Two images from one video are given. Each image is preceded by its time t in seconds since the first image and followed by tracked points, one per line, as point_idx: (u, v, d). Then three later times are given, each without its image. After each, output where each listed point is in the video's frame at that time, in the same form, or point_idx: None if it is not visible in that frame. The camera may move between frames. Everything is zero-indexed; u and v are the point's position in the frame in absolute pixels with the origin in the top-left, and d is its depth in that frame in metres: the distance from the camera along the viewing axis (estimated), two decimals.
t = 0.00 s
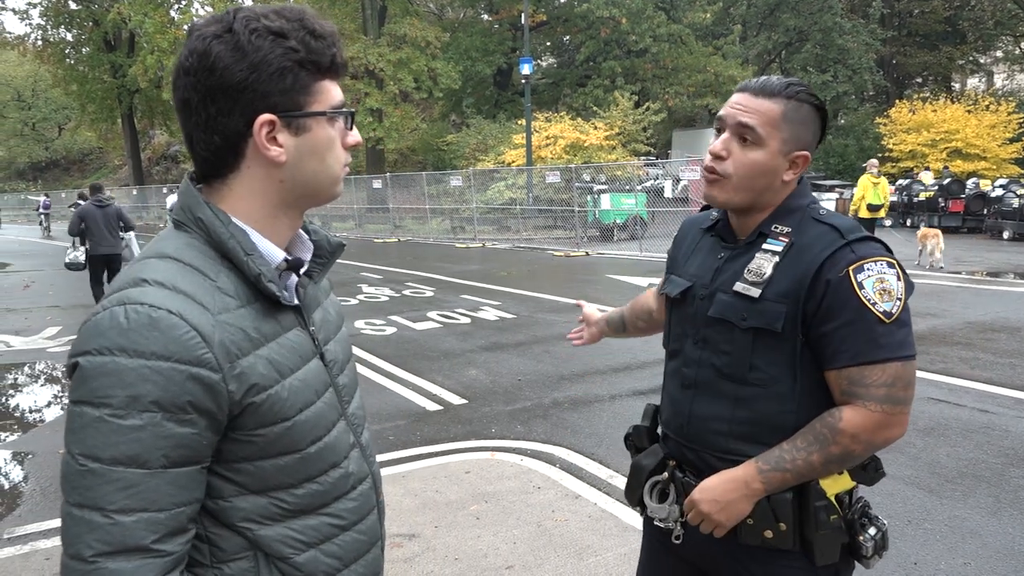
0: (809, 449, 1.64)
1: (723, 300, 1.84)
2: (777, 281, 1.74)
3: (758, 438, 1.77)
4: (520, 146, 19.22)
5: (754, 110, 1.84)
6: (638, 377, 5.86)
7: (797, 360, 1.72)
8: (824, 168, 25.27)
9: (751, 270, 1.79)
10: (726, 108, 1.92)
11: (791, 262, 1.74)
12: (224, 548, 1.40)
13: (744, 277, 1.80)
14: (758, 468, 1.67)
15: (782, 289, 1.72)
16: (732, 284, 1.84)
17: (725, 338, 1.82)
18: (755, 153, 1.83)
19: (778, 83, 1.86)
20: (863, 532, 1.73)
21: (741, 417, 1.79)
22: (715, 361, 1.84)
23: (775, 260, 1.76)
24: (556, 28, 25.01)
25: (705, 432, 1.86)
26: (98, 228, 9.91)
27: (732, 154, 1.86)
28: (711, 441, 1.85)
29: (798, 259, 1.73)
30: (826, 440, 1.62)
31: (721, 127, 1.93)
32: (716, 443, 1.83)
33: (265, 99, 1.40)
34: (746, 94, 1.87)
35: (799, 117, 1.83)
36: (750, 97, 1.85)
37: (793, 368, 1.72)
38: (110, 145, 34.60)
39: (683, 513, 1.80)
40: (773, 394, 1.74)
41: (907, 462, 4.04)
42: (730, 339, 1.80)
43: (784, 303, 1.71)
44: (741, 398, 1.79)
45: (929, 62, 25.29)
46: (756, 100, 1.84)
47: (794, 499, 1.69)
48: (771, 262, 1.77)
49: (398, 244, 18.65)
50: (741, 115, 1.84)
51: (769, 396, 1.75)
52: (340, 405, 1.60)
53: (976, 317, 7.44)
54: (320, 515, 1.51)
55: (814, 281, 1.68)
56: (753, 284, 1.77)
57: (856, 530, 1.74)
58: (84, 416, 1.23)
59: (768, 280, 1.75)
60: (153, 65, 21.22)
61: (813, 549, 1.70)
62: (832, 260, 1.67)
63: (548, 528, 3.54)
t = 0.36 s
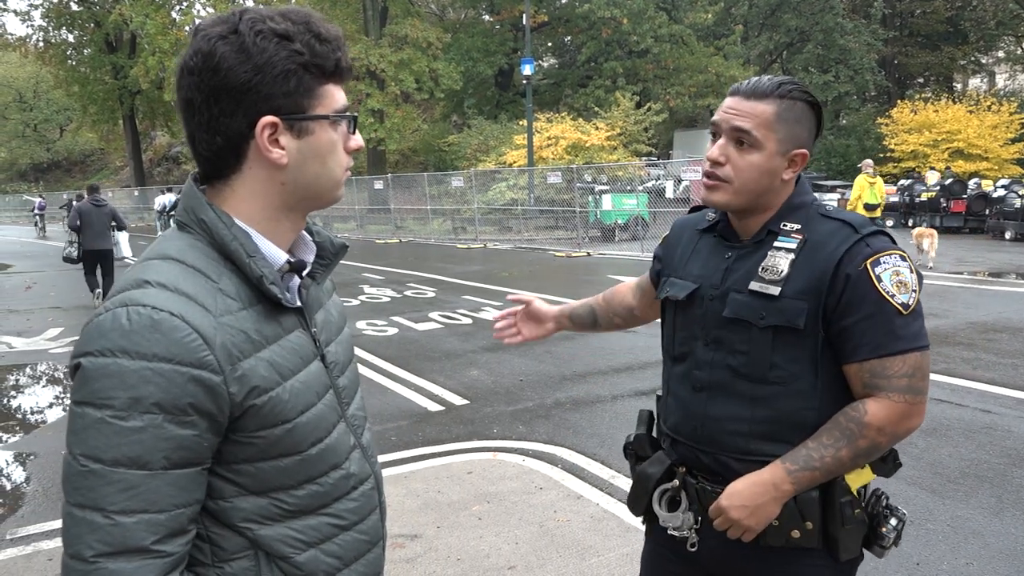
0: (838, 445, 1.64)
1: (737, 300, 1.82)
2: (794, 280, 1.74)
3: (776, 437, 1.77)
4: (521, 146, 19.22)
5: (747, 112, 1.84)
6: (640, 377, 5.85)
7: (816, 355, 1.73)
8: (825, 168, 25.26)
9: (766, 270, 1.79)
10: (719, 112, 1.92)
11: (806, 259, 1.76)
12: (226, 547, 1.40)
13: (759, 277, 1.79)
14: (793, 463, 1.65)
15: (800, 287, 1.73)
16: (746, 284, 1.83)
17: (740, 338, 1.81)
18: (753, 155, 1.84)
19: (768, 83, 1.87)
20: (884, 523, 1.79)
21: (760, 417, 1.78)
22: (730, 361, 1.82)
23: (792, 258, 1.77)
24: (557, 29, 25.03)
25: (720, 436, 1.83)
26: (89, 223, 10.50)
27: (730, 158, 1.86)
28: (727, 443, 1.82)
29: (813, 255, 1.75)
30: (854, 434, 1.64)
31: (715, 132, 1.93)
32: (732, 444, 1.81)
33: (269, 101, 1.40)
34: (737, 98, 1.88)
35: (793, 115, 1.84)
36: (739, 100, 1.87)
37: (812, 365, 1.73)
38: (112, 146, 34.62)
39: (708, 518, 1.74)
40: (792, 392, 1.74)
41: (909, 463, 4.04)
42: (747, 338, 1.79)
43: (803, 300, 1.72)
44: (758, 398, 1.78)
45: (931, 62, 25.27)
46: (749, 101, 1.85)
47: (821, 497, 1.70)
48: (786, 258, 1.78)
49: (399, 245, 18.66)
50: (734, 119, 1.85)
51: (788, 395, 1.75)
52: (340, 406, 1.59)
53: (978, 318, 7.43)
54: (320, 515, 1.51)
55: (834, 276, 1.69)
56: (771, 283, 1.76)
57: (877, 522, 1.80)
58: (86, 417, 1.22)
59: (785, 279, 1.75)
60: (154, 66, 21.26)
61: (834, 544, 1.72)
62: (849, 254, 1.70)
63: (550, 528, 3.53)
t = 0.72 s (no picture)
0: (883, 431, 1.70)
1: (760, 295, 1.80)
2: (818, 272, 1.78)
3: (802, 431, 1.78)
4: (520, 146, 19.22)
5: (740, 106, 1.86)
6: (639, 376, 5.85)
7: (837, 347, 1.78)
8: (824, 167, 25.26)
9: (785, 262, 1.81)
10: (709, 110, 1.92)
11: (824, 253, 1.80)
12: (227, 545, 1.40)
13: (781, 271, 1.80)
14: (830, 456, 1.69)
15: (823, 279, 1.77)
16: (767, 280, 1.81)
17: (766, 334, 1.79)
18: (750, 145, 1.84)
19: (754, 78, 1.90)
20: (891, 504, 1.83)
21: (789, 411, 1.77)
22: (755, 358, 1.79)
23: (810, 249, 1.81)
24: (556, 28, 25.02)
25: (746, 437, 1.79)
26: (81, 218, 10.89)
27: (727, 151, 1.85)
28: (751, 444, 1.79)
29: (829, 250, 1.80)
30: (894, 417, 1.71)
31: (707, 129, 1.92)
32: (759, 445, 1.78)
33: (246, 100, 1.39)
34: (727, 93, 1.89)
35: (782, 105, 1.87)
36: (736, 94, 1.87)
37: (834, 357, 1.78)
38: (111, 146, 34.60)
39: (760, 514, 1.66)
40: (817, 384, 1.77)
41: (907, 462, 4.04)
42: (774, 334, 1.78)
43: (830, 292, 1.76)
44: (788, 392, 1.77)
45: (930, 61, 25.27)
46: (740, 96, 1.87)
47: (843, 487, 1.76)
48: (805, 251, 1.81)
49: (399, 244, 18.66)
50: (728, 112, 1.86)
51: (815, 388, 1.77)
52: (338, 405, 1.59)
53: (977, 316, 7.44)
54: (321, 511, 1.51)
55: (858, 267, 1.76)
56: (795, 274, 1.78)
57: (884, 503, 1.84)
58: (100, 411, 1.22)
59: (808, 270, 1.78)
60: (153, 65, 21.26)
61: (849, 532, 1.77)
62: (865, 246, 1.78)
63: (550, 527, 3.54)
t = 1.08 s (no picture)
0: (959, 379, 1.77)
1: (777, 292, 1.82)
2: (826, 264, 1.85)
3: (820, 423, 1.83)
4: (519, 145, 19.21)
5: (773, 98, 1.92)
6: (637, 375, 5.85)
7: (845, 334, 1.88)
8: (823, 166, 25.24)
9: (796, 259, 1.85)
10: (730, 101, 1.95)
11: (828, 249, 1.87)
12: (215, 544, 1.40)
13: (793, 265, 1.84)
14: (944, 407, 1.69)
15: (831, 272, 1.85)
16: (782, 274, 1.84)
17: (784, 329, 1.82)
18: (781, 135, 1.89)
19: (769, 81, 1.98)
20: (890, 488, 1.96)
21: (810, 405, 1.82)
22: (773, 353, 1.81)
23: (815, 245, 1.87)
24: (556, 27, 25.01)
25: (772, 435, 1.80)
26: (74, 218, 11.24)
27: (766, 136, 1.87)
28: (776, 441, 1.80)
29: (831, 246, 1.88)
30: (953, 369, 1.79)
31: (730, 116, 1.93)
32: (784, 439, 1.80)
33: (256, 105, 1.40)
34: (752, 86, 1.94)
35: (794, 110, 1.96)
36: (758, 87, 1.93)
37: (844, 346, 1.87)
38: (110, 145, 34.60)
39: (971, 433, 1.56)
40: (831, 373, 1.85)
41: (905, 462, 4.04)
42: (793, 328, 1.82)
43: (838, 283, 1.85)
44: (808, 383, 1.82)
45: (929, 61, 25.25)
46: (769, 91, 1.93)
47: (855, 471, 1.84)
48: (811, 247, 1.86)
49: (398, 243, 18.67)
50: (767, 102, 1.91)
51: (830, 378, 1.84)
52: (327, 405, 1.60)
53: (975, 316, 7.44)
54: (311, 510, 1.51)
55: (865, 259, 1.87)
56: (808, 268, 1.83)
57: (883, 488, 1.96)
58: (78, 416, 1.22)
59: (819, 263, 1.84)
60: (152, 64, 21.30)
61: (861, 520, 1.85)
62: (862, 239, 1.89)
63: (547, 526, 3.54)
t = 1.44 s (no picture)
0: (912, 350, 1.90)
1: (776, 290, 1.82)
2: (824, 263, 1.85)
3: (820, 422, 1.84)
4: (519, 144, 19.20)
5: (733, 99, 1.88)
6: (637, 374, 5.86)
7: (845, 333, 1.89)
8: (823, 165, 25.19)
9: (795, 256, 1.85)
10: (700, 106, 1.94)
11: (826, 246, 1.88)
12: (210, 543, 1.40)
13: (792, 263, 1.84)
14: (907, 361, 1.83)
15: (830, 270, 1.85)
16: (780, 273, 1.84)
17: (783, 328, 1.82)
18: (744, 138, 1.85)
19: (746, 76, 1.93)
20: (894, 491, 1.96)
21: (810, 402, 1.82)
22: (772, 352, 1.81)
23: (813, 243, 1.87)
24: (556, 26, 25.01)
25: (772, 433, 1.81)
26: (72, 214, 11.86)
27: (721, 143, 1.85)
28: (777, 439, 1.81)
29: (830, 244, 1.88)
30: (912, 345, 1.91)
31: (698, 123, 1.93)
32: (785, 438, 1.81)
33: (250, 105, 1.40)
34: (720, 88, 1.91)
35: (773, 104, 1.90)
36: (727, 88, 1.89)
37: (844, 345, 1.87)
38: (111, 144, 34.61)
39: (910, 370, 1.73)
40: (832, 371, 1.85)
41: (905, 462, 4.04)
42: (792, 326, 1.82)
43: (837, 281, 1.85)
44: (808, 382, 1.82)
45: (930, 60, 25.23)
46: (734, 91, 1.89)
47: (853, 473, 1.84)
48: (810, 245, 1.86)
49: (398, 242, 18.68)
50: (722, 106, 1.87)
51: (831, 376, 1.85)
52: (322, 405, 1.59)
53: (975, 315, 7.44)
54: (307, 509, 1.51)
55: (864, 259, 1.89)
56: (806, 266, 1.84)
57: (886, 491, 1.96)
58: (73, 415, 1.22)
59: (817, 261, 1.84)
60: (152, 62, 21.33)
61: (861, 523, 1.86)
62: (861, 239, 1.90)
63: (547, 525, 3.54)
